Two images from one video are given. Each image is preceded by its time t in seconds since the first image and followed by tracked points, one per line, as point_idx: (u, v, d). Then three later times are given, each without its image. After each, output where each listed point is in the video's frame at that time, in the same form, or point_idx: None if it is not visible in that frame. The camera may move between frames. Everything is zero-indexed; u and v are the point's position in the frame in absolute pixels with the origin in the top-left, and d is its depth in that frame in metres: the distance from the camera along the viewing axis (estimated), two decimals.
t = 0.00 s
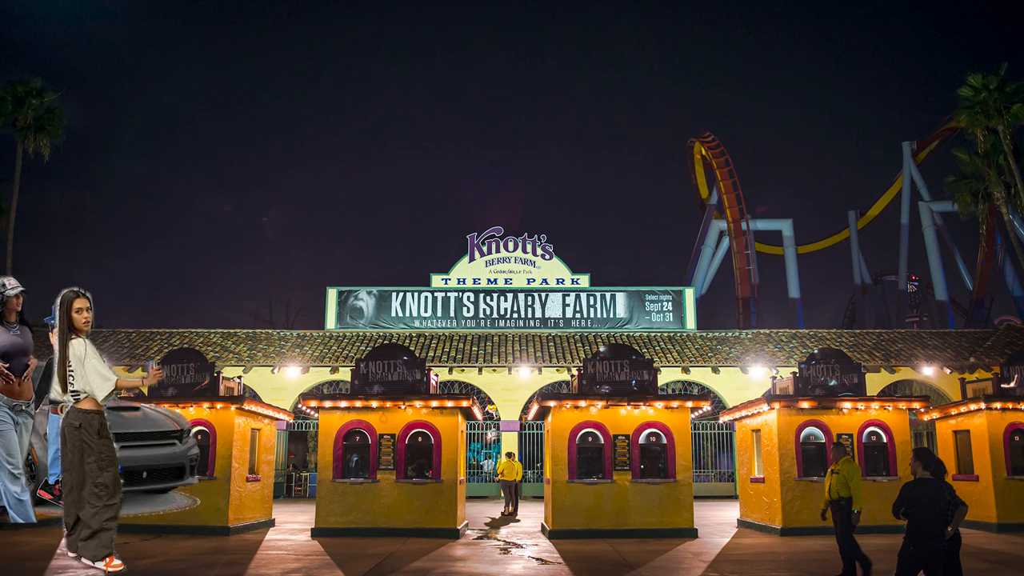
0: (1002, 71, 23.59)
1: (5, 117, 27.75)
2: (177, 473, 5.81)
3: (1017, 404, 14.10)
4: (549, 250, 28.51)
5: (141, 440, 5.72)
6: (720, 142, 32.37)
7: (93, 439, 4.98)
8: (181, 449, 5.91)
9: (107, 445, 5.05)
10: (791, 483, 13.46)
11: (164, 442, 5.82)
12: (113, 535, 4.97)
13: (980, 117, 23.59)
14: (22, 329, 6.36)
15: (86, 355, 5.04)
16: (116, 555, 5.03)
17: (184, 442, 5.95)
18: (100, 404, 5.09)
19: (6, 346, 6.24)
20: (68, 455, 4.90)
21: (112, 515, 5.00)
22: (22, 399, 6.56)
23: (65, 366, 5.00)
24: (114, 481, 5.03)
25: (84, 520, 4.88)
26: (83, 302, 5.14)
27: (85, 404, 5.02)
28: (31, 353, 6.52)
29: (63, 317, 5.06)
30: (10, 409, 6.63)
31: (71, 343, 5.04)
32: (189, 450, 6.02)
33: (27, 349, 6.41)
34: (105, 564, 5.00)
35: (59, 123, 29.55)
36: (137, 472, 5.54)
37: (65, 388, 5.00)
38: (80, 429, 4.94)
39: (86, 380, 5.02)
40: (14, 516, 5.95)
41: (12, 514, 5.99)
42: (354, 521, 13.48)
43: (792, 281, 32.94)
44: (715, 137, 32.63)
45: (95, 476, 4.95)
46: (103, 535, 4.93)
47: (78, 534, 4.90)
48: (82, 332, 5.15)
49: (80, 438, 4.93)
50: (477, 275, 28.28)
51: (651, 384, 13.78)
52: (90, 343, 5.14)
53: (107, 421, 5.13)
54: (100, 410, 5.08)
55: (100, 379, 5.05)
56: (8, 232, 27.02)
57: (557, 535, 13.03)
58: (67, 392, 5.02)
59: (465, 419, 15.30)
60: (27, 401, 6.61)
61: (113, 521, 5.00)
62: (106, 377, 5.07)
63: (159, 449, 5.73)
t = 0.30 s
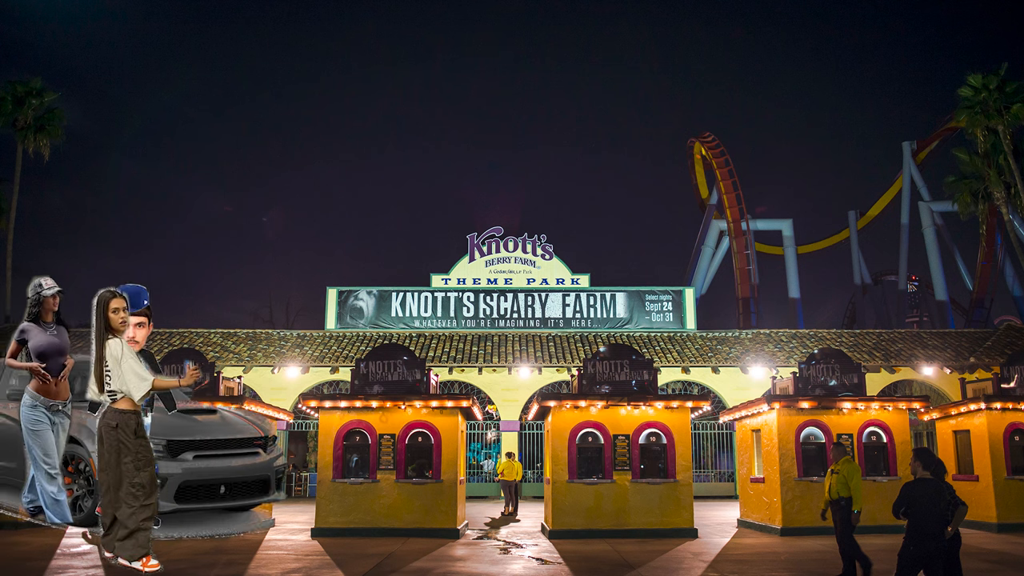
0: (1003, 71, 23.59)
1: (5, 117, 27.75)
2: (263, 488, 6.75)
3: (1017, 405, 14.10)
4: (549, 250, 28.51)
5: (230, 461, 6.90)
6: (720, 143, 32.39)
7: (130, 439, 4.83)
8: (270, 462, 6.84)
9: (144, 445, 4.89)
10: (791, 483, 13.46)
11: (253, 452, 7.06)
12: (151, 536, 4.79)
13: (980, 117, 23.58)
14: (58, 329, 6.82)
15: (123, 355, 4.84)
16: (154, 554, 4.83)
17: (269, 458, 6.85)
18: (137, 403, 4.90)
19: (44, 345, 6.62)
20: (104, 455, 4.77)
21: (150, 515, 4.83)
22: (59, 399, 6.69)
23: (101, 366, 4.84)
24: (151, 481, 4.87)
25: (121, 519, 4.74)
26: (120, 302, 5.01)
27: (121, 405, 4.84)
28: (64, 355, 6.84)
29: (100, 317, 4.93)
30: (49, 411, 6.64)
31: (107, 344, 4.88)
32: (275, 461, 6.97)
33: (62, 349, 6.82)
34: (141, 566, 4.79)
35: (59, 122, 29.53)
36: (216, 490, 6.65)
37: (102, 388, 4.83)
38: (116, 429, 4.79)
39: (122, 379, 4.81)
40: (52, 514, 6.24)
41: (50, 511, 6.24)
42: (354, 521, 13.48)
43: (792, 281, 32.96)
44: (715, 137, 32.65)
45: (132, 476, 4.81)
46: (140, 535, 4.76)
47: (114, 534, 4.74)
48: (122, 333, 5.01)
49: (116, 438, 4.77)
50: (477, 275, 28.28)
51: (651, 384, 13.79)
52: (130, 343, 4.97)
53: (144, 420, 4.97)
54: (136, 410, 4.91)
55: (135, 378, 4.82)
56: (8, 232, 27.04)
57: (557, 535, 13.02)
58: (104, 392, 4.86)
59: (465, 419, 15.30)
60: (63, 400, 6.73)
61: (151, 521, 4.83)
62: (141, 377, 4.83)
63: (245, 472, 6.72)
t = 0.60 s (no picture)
0: (1003, 71, 23.61)
1: (5, 117, 27.74)
2: (346, 502, 7.61)
3: (1017, 404, 14.10)
4: (549, 250, 28.52)
5: (311, 472, 7.44)
6: (720, 143, 32.43)
7: (168, 440, 5.32)
8: (355, 475, 7.62)
9: (180, 445, 5.37)
10: (791, 483, 13.46)
11: (333, 462, 7.64)
12: (186, 534, 5.32)
13: (980, 117, 23.58)
14: (94, 329, 7.65)
15: (160, 356, 5.34)
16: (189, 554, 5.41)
17: (351, 472, 7.59)
18: (172, 403, 5.40)
19: (80, 345, 7.45)
20: (142, 455, 5.26)
21: (185, 515, 5.35)
22: (94, 399, 7.53)
23: (139, 367, 5.32)
24: (187, 482, 5.36)
25: (158, 519, 5.25)
26: (156, 302, 5.53)
27: (157, 405, 5.34)
28: (101, 355, 7.67)
29: (138, 319, 5.46)
30: (83, 411, 7.48)
31: (144, 344, 5.38)
32: (349, 472, 7.68)
33: (97, 348, 7.65)
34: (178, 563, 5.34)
35: (59, 122, 29.53)
36: (294, 504, 7.23)
37: (140, 388, 5.30)
38: (154, 429, 5.27)
39: (160, 380, 5.30)
40: (90, 513, 7.18)
41: (89, 509, 7.19)
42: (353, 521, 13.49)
43: (792, 281, 32.99)
44: (715, 137, 32.68)
45: (168, 476, 5.29)
46: (176, 534, 5.28)
47: (152, 533, 5.27)
48: (156, 332, 5.54)
49: (154, 438, 5.26)
50: (477, 275, 28.29)
51: (651, 384, 13.81)
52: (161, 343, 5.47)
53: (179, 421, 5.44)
54: (172, 410, 5.40)
55: (173, 379, 5.32)
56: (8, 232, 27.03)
57: (557, 535, 13.00)
58: (140, 392, 5.33)
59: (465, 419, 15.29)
60: (98, 400, 7.57)
61: (187, 521, 5.35)
62: (178, 377, 5.34)
63: (331, 485, 7.45)
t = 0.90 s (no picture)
0: (1003, 71, 23.61)
1: (5, 117, 27.75)
2: (431, 517, 6.57)
3: (1017, 404, 14.09)
4: (549, 250, 28.52)
5: (391, 481, 6.38)
6: (720, 143, 32.43)
7: (205, 439, 5.31)
8: (440, 487, 6.57)
9: (216, 445, 5.36)
10: (791, 483, 13.46)
11: (418, 472, 6.56)
12: (222, 535, 5.36)
13: (980, 117, 23.57)
14: (130, 329, 7.63)
15: (197, 357, 5.34)
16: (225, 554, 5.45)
17: (437, 483, 6.55)
18: (209, 403, 5.38)
19: (117, 345, 7.41)
20: (178, 454, 5.29)
21: (222, 515, 5.38)
22: (132, 399, 7.39)
23: (175, 367, 5.33)
24: (224, 482, 5.35)
25: (195, 519, 5.30)
26: (193, 302, 5.58)
27: (195, 404, 5.33)
28: (137, 354, 7.57)
29: (175, 319, 5.47)
30: (120, 410, 7.30)
31: (181, 344, 5.39)
32: (435, 483, 6.65)
33: (134, 348, 7.59)
34: (214, 563, 5.38)
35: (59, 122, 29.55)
36: (371, 519, 6.18)
37: (176, 388, 5.30)
38: (190, 429, 5.27)
39: (196, 380, 5.29)
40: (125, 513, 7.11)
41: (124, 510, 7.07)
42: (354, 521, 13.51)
43: (792, 281, 33.02)
44: (715, 137, 32.69)
45: (205, 476, 5.30)
46: (212, 535, 5.32)
47: (189, 533, 5.31)
48: (193, 332, 5.55)
49: (190, 438, 5.27)
50: (477, 275, 28.29)
51: (651, 384, 13.84)
52: (199, 343, 5.46)
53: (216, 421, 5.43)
54: (209, 410, 5.38)
55: (209, 379, 5.32)
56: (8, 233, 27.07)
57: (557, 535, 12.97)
58: (177, 392, 5.34)
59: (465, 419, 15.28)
60: (136, 400, 7.42)
61: (223, 521, 5.39)
62: (214, 377, 5.33)
63: (414, 498, 6.39)
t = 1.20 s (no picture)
0: (1003, 71, 23.61)
1: (5, 117, 27.75)
2: (479, 520, 6.38)
3: (1017, 404, 14.09)
4: (549, 250, 28.52)
5: (436, 483, 6.23)
6: (720, 143, 32.43)
7: (241, 439, 5.25)
8: (488, 489, 6.35)
9: (254, 445, 5.31)
10: (790, 483, 13.47)
11: (463, 473, 6.38)
12: (260, 535, 5.29)
13: (980, 117, 23.56)
14: (167, 330, 7.46)
15: (233, 357, 5.27)
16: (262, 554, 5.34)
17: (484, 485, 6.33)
18: (246, 403, 5.32)
19: (153, 345, 7.23)
20: (216, 454, 5.25)
21: (259, 515, 5.32)
22: (168, 399, 7.19)
23: (212, 368, 5.28)
24: (261, 482, 5.32)
25: (232, 519, 5.25)
26: (229, 302, 5.52)
27: (231, 404, 5.27)
28: (174, 355, 7.39)
29: (211, 319, 5.40)
30: (157, 410, 7.13)
31: (218, 344, 5.33)
32: (482, 484, 6.42)
33: (171, 349, 7.41)
34: (251, 564, 5.32)
35: (59, 122, 29.56)
36: (416, 523, 6.05)
37: (213, 388, 5.25)
38: (227, 429, 5.23)
39: (233, 380, 5.24)
40: (162, 513, 6.92)
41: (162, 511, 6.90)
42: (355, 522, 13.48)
43: (792, 281, 33.03)
44: (715, 137, 32.69)
45: (242, 476, 5.27)
46: (249, 535, 5.26)
47: (226, 533, 5.28)
48: (230, 332, 5.47)
49: (227, 438, 5.23)
50: (477, 275, 28.30)
51: (651, 384, 13.86)
52: (235, 343, 5.38)
53: (253, 421, 5.36)
54: (246, 410, 5.32)
55: (247, 379, 5.25)
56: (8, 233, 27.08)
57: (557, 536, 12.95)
58: (214, 392, 5.29)
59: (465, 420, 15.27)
60: (172, 400, 7.21)
61: (260, 521, 5.32)
62: (251, 377, 5.27)
63: (461, 501, 6.22)
